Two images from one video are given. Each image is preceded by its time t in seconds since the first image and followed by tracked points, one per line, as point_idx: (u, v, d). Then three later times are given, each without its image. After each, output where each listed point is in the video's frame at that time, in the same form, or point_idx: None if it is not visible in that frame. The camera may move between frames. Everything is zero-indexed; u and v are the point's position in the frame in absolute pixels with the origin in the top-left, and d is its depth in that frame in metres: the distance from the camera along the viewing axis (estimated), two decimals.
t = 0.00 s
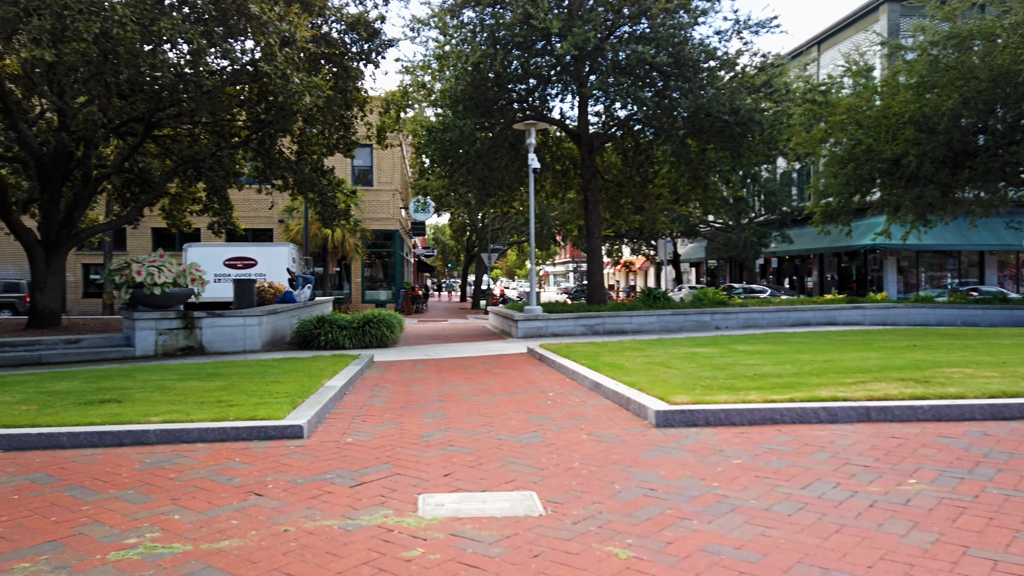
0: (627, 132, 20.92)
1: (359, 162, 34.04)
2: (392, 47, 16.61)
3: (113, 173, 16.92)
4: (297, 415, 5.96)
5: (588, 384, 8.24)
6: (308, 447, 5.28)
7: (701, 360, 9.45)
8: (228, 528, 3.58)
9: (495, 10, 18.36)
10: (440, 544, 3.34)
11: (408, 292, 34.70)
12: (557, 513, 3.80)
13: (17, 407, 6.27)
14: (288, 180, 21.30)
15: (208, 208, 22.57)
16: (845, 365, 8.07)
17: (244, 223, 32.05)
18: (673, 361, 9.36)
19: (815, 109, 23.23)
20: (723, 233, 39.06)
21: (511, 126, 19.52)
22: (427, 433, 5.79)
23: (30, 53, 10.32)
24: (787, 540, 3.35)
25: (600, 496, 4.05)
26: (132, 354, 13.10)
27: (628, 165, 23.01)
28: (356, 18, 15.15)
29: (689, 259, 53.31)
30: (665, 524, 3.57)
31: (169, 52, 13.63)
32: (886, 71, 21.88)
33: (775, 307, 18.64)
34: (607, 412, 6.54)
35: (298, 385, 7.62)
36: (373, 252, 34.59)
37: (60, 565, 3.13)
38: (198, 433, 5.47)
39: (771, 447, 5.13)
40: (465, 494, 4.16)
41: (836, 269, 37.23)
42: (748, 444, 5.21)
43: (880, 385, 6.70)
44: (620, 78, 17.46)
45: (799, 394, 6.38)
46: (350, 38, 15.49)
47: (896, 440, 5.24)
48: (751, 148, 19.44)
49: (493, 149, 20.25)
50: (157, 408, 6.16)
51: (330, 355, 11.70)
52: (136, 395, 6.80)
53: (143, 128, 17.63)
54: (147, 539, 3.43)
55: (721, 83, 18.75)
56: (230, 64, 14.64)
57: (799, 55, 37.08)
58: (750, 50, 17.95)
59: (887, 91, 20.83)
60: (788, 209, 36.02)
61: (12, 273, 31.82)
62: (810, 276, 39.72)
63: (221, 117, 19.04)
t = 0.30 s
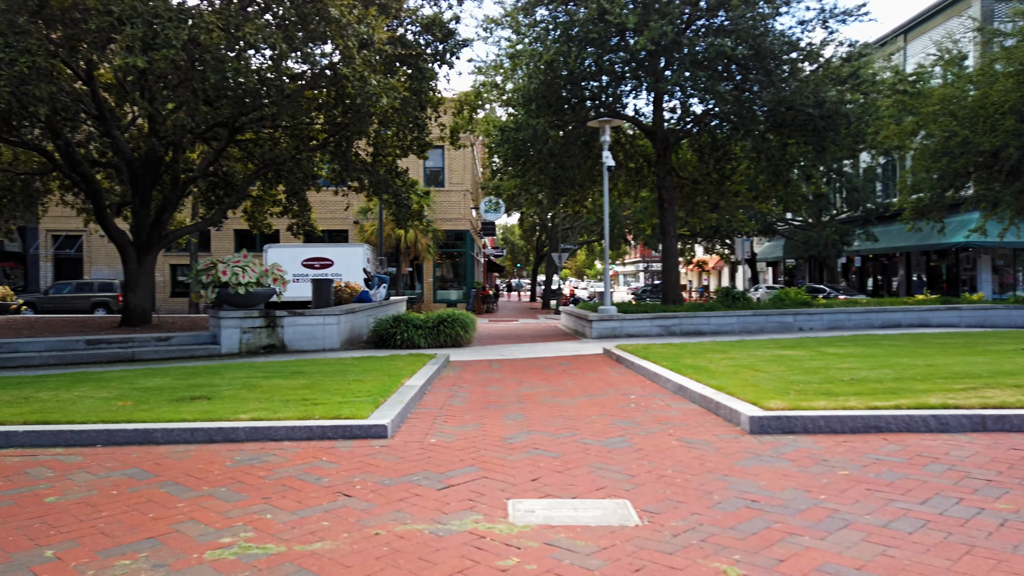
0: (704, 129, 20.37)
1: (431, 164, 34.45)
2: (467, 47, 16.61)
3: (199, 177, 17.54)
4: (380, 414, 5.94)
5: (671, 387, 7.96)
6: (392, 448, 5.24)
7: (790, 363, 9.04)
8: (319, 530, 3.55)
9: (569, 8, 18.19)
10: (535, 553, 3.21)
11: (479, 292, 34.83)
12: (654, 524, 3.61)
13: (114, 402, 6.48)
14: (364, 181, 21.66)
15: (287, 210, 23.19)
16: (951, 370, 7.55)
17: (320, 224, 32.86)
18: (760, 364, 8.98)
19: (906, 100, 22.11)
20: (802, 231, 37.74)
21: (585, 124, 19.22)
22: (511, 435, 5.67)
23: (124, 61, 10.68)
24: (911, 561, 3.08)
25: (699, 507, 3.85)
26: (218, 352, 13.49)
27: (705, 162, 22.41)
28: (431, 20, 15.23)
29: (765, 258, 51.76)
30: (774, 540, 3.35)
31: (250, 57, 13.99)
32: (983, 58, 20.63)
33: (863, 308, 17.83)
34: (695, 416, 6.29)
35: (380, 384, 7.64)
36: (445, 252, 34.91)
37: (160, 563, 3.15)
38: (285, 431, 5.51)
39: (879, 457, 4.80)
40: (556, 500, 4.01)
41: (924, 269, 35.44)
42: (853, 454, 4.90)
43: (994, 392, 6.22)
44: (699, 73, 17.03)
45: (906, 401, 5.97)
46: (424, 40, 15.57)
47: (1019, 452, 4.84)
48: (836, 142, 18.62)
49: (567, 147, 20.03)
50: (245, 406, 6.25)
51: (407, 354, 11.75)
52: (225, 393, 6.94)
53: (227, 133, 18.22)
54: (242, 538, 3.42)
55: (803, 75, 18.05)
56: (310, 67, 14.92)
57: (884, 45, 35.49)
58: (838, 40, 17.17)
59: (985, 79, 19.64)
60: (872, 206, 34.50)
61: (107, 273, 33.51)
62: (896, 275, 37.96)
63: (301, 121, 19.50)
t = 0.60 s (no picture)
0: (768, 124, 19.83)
1: (487, 164, 34.58)
2: (526, 46, 16.53)
3: (263, 180, 17.89)
4: (447, 415, 5.85)
5: (743, 391, 7.68)
6: (462, 450, 5.14)
7: (868, 366, 8.64)
8: (396, 533, 3.45)
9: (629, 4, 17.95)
10: (622, 565, 3.05)
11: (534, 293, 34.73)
12: (745, 535, 3.41)
13: (186, 400, 6.56)
14: (421, 182, 21.79)
15: (346, 212, 23.56)
16: None
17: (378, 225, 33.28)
18: (836, 367, 8.59)
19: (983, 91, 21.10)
20: (868, 230, 36.50)
21: (645, 122, 18.92)
22: (581, 438, 5.51)
23: (194, 65, 10.88)
24: None
25: (791, 518, 3.62)
26: (282, 351, 13.68)
27: (768, 159, 21.83)
28: (491, 19, 15.19)
29: (828, 259, 50.27)
30: (879, 556, 3.11)
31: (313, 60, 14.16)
32: None
33: (938, 310, 17.06)
34: (773, 421, 6.02)
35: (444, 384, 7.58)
36: (500, 253, 34.94)
37: (238, 564, 3.09)
38: (353, 431, 5.48)
39: (981, 468, 4.48)
40: (636, 507, 3.84)
41: (1000, 269, 33.86)
42: (951, 464, 4.58)
43: None
44: (763, 67, 16.59)
45: (1004, 407, 5.59)
46: (484, 39, 15.53)
47: None
48: (909, 137, 17.88)
49: (626, 145, 19.72)
50: (313, 405, 6.25)
51: (468, 355, 11.68)
52: (292, 391, 6.96)
53: (290, 136, 18.55)
54: (318, 541, 3.35)
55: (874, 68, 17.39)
56: (371, 69, 15.04)
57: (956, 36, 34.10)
58: (912, 31, 16.48)
59: None
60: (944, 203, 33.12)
61: (174, 274, 34.60)
62: (968, 276, 36.39)
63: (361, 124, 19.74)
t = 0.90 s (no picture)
0: (813, 122, 19.38)
1: (521, 165, 34.44)
2: (567, 45, 16.36)
3: (303, 182, 17.97)
4: (503, 424, 5.70)
5: (802, 399, 7.42)
6: (522, 461, 4.98)
7: (932, 374, 8.29)
8: (468, 554, 3.31)
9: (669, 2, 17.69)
10: None
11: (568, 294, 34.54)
12: (839, 563, 3.20)
13: (237, 406, 6.51)
14: (458, 182, 21.73)
15: (383, 213, 23.63)
16: None
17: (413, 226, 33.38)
18: (898, 374, 8.27)
19: None
20: (911, 230, 35.61)
21: (685, 122, 18.63)
22: (643, 449, 5.33)
23: (239, 68, 10.89)
24: None
25: (885, 544, 3.40)
26: (324, 353, 13.68)
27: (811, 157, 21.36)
28: (532, 18, 15.01)
29: (867, 259, 49.21)
30: None
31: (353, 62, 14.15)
32: None
33: (992, 313, 16.51)
34: (842, 433, 5.76)
35: (495, 391, 7.44)
36: (535, 254, 34.83)
37: None
38: (409, 440, 5.36)
39: None
40: (716, 529, 3.64)
41: None
42: None
43: None
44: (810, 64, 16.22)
45: None
46: (524, 38, 15.39)
47: None
48: (962, 134, 17.30)
49: (667, 143, 19.40)
50: (365, 412, 6.15)
51: (511, 358, 11.53)
52: (342, 397, 6.88)
53: (329, 138, 18.62)
54: (388, 561, 3.22)
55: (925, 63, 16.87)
56: (411, 70, 14.97)
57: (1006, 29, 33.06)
58: (966, 25, 15.95)
59: None
60: (991, 202, 32.15)
61: (212, 275, 35.08)
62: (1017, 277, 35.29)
63: (399, 126, 19.72)
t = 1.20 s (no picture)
0: (871, 117, 18.78)
1: (565, 165, 34.26)
2: (617, 42, 16.10)
3: (352, 182, 18.07)
4: (569, 428, 5.56)
5: (875, 405, 7.12)
6: (593, 466, 4.84)
7: (1012, 378, 7.91)
8: (553, 565, 3.18)
9: None
10: None
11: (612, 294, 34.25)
12: None
13: (299, 406, 6.49)
14: (504, 182, 21.65)
15: (428, 213, 23.69)
16: None
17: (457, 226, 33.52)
18: (976, 379, 7.90)
19: None
20: (969, 228, 34.41)
21: (737, 119, 18.23)
22: (718, 455, 5.13)
23: (294, 69, 10.93)
24: None
25: (1000, 563, 3.17)
26: (374, 353, 13.71)
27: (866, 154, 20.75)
28: (581, 15, 14.82)
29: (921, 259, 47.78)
30: None
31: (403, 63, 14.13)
32: None
33: None
34: (927, 442, 5.48)
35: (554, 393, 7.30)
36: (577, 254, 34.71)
37: None
38: (475, 443, 5.26)
39: None
40: (811, 543, 3.45)
41: None
42: None
43: None
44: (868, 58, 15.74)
45: None
46: (573, 36, 15.21)
47: None
48: None
49: (719, 139, 18.97)
50: (428, 414, 6.07)
51: (564, 359, 11.37)
52: (401, 397, 6.82)
53: (377, 139, 18.71)
54: (471, 572, 3.11)
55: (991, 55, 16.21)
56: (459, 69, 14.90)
57: None
58: None
59: None
60: None
61: (260, 275, 35.62)
62: None
63: (447, 127, 19.72)
